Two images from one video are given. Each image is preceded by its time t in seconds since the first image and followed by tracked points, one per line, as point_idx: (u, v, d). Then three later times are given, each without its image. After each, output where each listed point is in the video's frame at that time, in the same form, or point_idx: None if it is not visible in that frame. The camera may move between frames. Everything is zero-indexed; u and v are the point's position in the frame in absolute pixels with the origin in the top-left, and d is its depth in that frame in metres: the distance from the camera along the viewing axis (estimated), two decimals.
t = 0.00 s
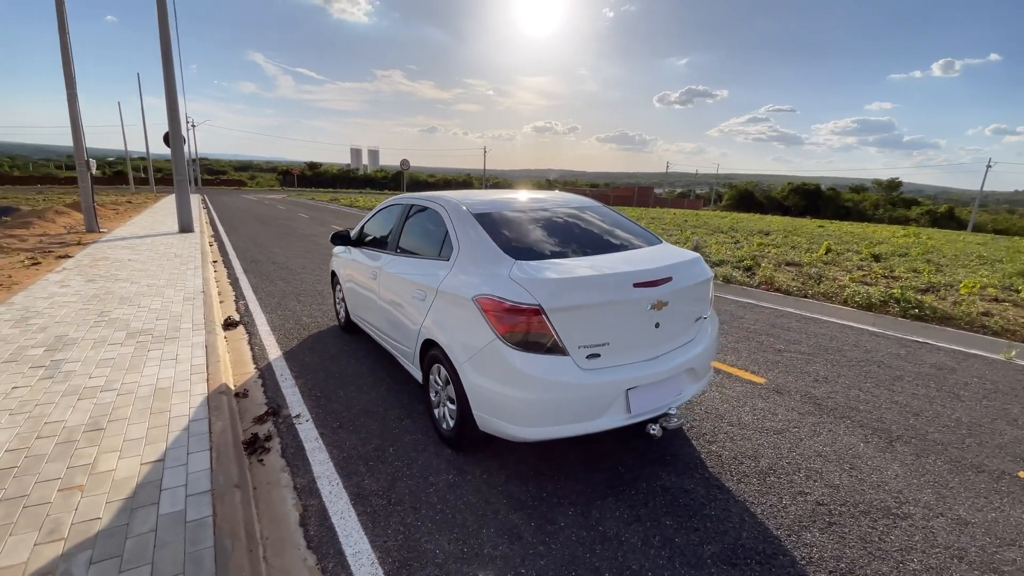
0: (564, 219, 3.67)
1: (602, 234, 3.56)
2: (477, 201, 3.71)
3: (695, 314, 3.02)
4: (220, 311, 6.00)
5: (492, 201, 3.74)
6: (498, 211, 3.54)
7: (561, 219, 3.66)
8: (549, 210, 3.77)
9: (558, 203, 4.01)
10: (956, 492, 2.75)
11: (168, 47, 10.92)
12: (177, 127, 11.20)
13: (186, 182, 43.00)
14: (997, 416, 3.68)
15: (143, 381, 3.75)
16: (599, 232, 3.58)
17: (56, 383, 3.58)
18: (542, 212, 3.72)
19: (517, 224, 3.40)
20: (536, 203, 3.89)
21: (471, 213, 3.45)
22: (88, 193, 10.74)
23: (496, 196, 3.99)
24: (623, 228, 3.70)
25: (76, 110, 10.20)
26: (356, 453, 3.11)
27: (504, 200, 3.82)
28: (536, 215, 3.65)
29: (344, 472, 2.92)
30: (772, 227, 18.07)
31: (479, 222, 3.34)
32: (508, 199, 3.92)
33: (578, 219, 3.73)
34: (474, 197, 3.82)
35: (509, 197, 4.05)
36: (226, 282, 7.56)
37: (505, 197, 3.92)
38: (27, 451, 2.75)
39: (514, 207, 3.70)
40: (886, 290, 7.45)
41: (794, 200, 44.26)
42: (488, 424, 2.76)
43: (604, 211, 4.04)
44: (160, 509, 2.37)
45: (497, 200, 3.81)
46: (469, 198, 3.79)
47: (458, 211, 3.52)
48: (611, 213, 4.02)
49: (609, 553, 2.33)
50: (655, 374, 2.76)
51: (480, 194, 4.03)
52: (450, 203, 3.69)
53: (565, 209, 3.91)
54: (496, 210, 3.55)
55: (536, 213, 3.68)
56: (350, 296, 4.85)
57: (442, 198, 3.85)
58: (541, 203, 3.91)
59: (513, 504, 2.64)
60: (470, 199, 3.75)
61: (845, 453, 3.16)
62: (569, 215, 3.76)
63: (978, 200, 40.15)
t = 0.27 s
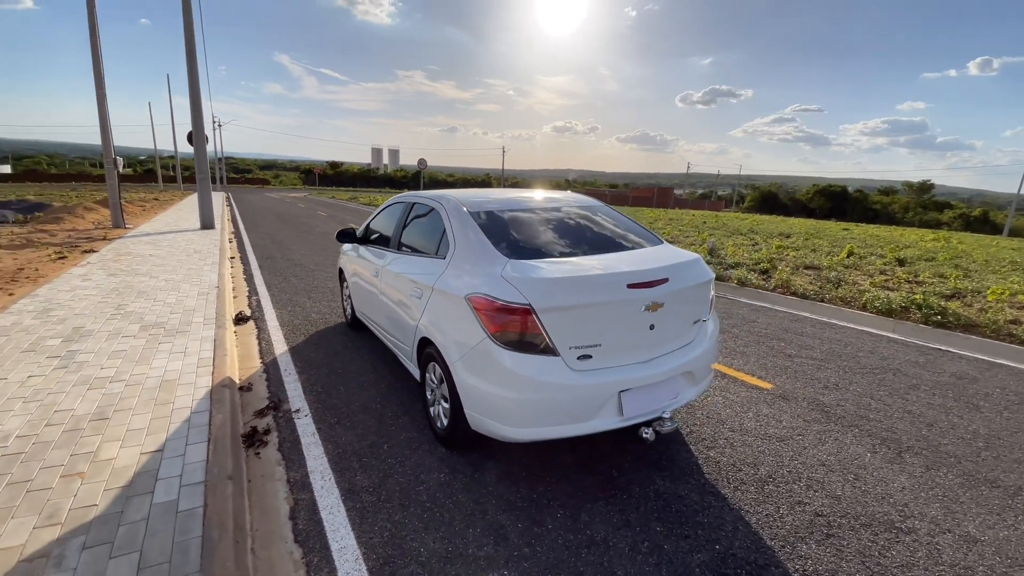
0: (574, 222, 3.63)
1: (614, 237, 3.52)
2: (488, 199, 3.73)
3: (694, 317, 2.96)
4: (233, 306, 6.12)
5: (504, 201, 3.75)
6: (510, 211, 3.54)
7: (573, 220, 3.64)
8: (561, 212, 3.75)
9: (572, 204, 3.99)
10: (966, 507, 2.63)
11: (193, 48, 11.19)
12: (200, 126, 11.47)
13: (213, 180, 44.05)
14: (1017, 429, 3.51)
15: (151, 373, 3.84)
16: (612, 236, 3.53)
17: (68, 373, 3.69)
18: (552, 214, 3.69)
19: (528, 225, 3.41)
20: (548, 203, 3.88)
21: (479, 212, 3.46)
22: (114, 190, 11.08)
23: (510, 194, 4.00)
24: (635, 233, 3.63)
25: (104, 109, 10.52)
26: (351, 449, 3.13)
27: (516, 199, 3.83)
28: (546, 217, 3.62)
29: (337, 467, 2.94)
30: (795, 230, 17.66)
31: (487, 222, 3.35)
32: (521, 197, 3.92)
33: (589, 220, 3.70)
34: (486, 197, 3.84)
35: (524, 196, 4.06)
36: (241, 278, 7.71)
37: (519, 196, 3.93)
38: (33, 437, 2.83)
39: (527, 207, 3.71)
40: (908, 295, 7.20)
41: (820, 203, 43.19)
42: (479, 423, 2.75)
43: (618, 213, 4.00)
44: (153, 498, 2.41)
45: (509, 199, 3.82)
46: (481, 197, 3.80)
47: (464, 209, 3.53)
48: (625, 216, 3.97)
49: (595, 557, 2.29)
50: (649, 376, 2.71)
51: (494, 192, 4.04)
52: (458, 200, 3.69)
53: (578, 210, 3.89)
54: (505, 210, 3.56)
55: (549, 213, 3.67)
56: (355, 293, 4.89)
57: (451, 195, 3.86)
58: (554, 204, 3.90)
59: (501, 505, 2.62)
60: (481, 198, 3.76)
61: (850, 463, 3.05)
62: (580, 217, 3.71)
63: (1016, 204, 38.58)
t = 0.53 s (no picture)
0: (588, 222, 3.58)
1: (627, 238, 3.45)
2: (502, 197, 3.74)
3: (694, 313, 2.89)
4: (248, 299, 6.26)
5: (519, 198, 3.75)
6: (524, 209, 3.55)
7: (589, 220, 3.61)
8: (576, 212, 3.70)
9: (588, 203, 3.94)
10: (978, 517, 2.50)
11: (219, 49, 11.49)
12: (225, 125, 11.77)
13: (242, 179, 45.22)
14: None
15: (162, 360, 3.94)
16: (626, 237, 3.46)
17: (84, 358, 3.81)
18: (566, 214, 3.65)
19: (541, 224, 3.40)
20: (564, 202, 3.86)
21: (491, 209, 3.47)
22: (143, 186, 11.45)
23: (527, 191, 4.00)
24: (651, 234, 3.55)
25: (134, 108, 10.89)
26: (348, 439, 3.16)
27: (531, 197, 3.83)
28: (559, 216, 3.59)
29: (333, 456, 2.97)
30: (820, 233, 17.19)
31: (497, 218, 3.35)
32: (538, 194, 3.92)
33: (606, 220, 3.65)
34: (500, 193, 3.84)
35: (541, 192, 4.03)
36: (259, 272, 7.89)
37: (534, 193, 3.92)
38: (44, 418, 2.93)
39: (542, 205, 3.70)
40: (935, 300, 6.92)
41: (849, 206, 41.97)
42: (471, 415, 2.75)
43: (636, 214, 3.94)
44: (151, 479, 2.47)
45: (524, 196, 3.81)
46: (495, 193, 3.81)
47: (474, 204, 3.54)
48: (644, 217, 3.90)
49: (581, 553, 2.26)
50: (644, 372, 2.67)
51: (509, 188, 4.05)
52: (469, 195, 3.70)
53: (595, 210, 3.85)
54: (516, 208, 3.56)
55: (563, 213, 3.64)
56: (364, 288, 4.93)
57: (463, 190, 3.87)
58: (570, 202, 3.88)
59: (491, 498, 2.61)
60: (494, 194, 3.77)
61: (856, 468, 2.94)
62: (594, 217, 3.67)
63: None
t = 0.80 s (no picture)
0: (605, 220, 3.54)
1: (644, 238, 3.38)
2: (517, 192, 3.74)
3: (688, 307, 2.83)
4: (264, 291, 6.42)
5: (536, 195, 3.75)
6: (538, 206, 3.54)
7: (605, 219, 3.56)
8: (593, 210, 3.67)
9: (606, 202, 3.89)
10: (981, 524, 2.38)
11: (247, 50, 11.83)
12: (251, 124, 12.11)
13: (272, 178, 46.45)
14: None
15: (173, 345, 4.08)
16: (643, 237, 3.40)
17: (100, 342, 3.98)
18: (582, 212, 3.62)
19: (554, 221, 3.38)
20: (581, 200, 3.82)
21: (504, 205, 3.49)
22: (174, 183, 11.87)
23: (544, 187, 3.98)
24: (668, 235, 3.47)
25: (166, 108, 11.31)
26: (342, 425, 3.21)
27: (547, 194, 3.81)
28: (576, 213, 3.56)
29: (326, 441, 3.02)
30: (850, 236, 16.62)
31: (508, 214, 3.36)
32: (556, 191, 3.90)
33: (623, 220, 3.59)
34: (516, 188, 3.84)
35: (558, 188, 4.01)
36: (277, 266, 8.09)
37: (551, 190, 3.90)
38: (55, 395, 3.07)
39: (557, 203, 3.68)
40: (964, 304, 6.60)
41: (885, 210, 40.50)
42: (458, 403, 2.75)
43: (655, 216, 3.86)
44: (147, 455, 2.56)
45: (540, 192, 3.80)
46: (510, 188, 3.81)
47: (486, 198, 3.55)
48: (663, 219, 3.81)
49: (559, 543, 2.24)
50: (632, 365, 2.63)
51: (526, 183, 4.04)
52: (483, 189, 3.71)
53: (613, 209, 3.80)
54: (530, 204, 3.56)
55: (579, 210, 3.62)
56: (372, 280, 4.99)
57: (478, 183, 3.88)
58: (587, 201, 3.84)
59: (475, 486, 2.61)
60: (509, 189, 3.77)
61: (856, 471, 2.84)
62: (612, 216, 3.63)
63: None
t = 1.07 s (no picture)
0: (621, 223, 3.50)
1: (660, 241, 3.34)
2: (535, 192, 3.74)
3: (683, 306, 2.79)
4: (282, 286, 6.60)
5: (553, 195, 3.74)
6: (555, 207, 3.54)
7: (623, 222, 3.53)
8: (611, 213, 3.64)
9: (625, 206, 3.86)
10: (985, 538, 2.27)
11: (275, 53, 12.18)
12: (278, 125, 12.45)
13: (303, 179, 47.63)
14: None
15: (187, 336, 4.23)
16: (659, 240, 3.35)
17: (119, 331, 4.16)
18: (599, 214, 3.59)
19: (570, 222, 3.38)
20: (600, 203, 3.79)
21: (519, 204, 3.50)
22: (204, 182, 12.30)
23: (562, 187, 3.98)
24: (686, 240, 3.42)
25: (198, 110, 11.74)
26: (340, 416, 3.27)
27: (564, 194, 3.80)
28: (592, 215, 3.54)
29: (323, 431, 3.09)
30: (884, 239, 16.01)
31: (523, 214, 3.37)
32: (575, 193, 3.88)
33: (641, 224, 3.56)
34: (534, 187, 3.84)
35: (575, 189, 3.99)
36: (297, 263, 8.29)
37: (570, 191, 3.88)
38: (72, 380, 3.23)
39: (574, 204, 3.66)
40: (998, 311, 6.29)
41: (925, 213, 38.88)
42: (447, 396, 2.77)
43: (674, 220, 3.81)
44: (149, 440, 2.67)
45: (558, 193, 3.79)
46: (528, 187, 3.82)
47: (502, 196, 3.57)
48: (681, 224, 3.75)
49: (539, 539, 2.24)
50: (622, 363, 2.60)
51: (546, 182, 4.03)
52: (501, 187, 3.73)
53: (631, 212, 3.76)
54: (546, 205, 3.57)
55: (596, 212, 3.60)
56: (383, 277, 5.06)
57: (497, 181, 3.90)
58: (605, 204, 3.80)
59: (463, 480, 2.63)
60: (527, 189, 3.78)
61: (858, 478, 2.74)
62: (629, 219, 3.59)
63: None
